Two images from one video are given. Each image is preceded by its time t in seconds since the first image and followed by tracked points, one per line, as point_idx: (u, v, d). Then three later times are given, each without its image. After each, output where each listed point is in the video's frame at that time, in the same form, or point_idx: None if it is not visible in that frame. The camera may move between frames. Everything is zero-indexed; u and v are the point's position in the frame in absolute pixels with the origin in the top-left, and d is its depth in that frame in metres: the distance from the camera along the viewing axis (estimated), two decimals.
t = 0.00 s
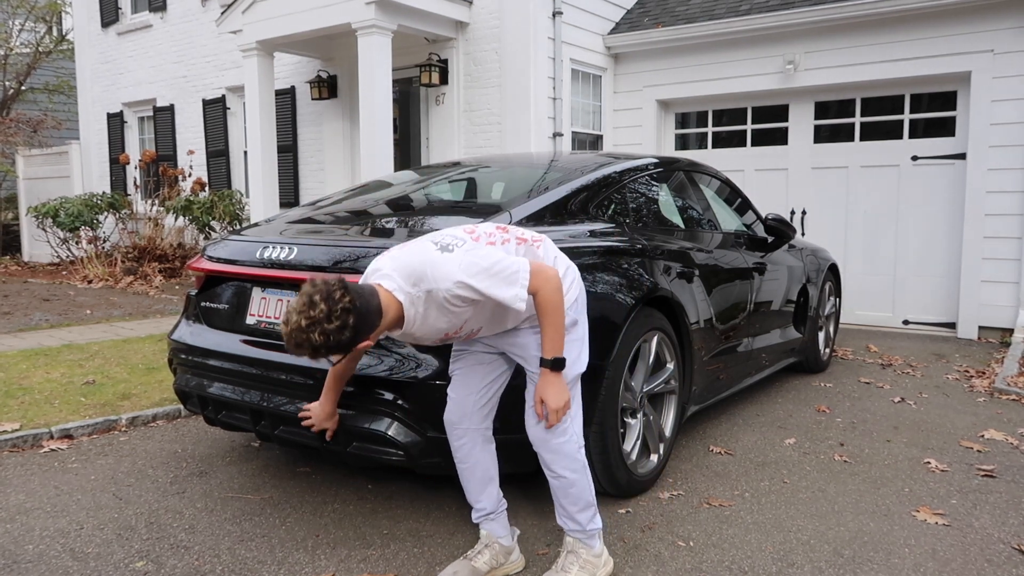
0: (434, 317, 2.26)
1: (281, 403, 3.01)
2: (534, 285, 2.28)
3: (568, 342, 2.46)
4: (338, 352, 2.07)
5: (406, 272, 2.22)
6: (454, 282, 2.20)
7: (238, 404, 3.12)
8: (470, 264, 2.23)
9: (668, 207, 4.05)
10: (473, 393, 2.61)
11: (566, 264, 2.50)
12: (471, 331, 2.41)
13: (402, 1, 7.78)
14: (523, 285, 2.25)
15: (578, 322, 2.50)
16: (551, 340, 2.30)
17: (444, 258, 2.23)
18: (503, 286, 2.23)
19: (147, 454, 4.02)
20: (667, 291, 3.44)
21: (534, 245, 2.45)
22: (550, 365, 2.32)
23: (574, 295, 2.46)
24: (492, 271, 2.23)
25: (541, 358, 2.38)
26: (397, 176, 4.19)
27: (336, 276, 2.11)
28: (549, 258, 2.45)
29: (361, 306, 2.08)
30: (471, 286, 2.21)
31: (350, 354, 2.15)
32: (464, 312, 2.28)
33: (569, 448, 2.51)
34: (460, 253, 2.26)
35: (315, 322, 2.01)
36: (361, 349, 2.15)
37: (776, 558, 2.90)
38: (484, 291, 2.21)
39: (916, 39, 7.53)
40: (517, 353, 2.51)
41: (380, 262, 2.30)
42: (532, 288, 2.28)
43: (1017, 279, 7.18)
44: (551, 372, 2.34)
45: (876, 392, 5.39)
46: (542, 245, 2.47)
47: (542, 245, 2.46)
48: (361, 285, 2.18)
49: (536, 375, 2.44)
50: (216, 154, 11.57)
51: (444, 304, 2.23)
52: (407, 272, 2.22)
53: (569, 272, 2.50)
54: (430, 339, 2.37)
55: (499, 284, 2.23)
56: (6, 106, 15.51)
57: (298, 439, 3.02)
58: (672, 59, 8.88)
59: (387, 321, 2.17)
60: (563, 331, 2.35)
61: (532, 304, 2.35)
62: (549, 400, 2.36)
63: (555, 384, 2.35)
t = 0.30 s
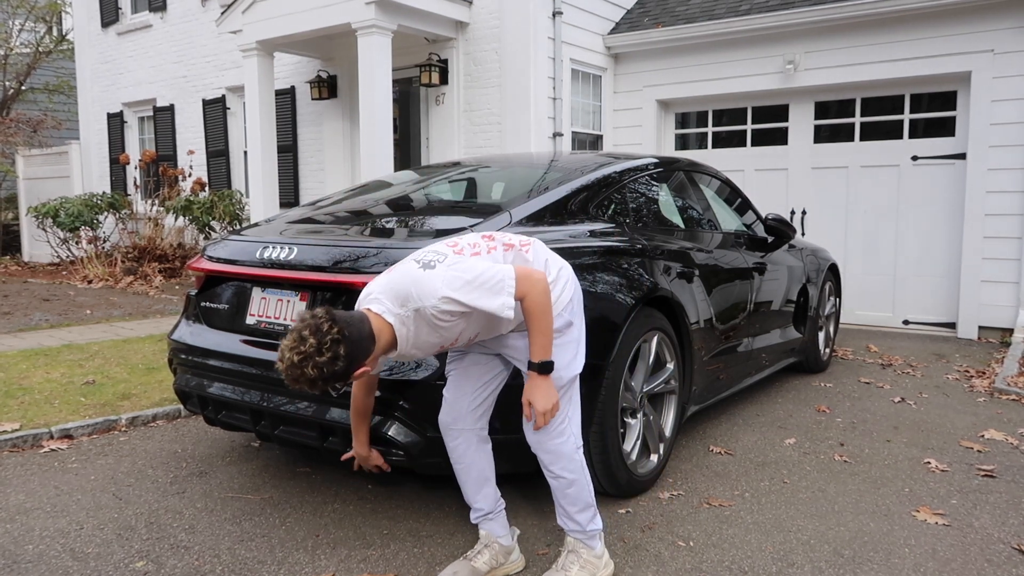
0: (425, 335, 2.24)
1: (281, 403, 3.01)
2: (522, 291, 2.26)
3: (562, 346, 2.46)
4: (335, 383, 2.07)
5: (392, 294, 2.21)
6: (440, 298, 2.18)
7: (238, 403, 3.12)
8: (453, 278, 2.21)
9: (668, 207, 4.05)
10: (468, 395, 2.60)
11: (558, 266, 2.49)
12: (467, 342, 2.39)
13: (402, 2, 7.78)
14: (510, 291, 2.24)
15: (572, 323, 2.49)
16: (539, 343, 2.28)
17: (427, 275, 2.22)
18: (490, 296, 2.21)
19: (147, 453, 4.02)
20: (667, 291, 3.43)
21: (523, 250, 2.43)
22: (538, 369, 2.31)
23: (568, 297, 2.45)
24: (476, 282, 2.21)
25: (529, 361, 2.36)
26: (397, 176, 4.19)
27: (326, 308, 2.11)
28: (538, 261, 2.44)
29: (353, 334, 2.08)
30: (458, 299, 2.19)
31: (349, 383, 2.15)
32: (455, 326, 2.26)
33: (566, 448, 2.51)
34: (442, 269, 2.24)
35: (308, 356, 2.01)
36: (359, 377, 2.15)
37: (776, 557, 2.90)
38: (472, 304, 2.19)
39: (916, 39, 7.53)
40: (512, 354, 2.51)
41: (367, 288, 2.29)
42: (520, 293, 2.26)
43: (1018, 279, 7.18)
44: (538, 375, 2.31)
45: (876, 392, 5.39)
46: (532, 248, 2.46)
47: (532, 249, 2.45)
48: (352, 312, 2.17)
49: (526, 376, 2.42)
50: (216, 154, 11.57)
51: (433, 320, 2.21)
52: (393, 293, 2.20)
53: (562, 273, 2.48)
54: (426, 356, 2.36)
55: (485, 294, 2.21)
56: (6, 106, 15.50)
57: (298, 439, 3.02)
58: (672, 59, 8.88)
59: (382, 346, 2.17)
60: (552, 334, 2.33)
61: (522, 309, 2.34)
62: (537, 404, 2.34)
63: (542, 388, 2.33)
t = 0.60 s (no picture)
0: (418, 308, 2.24)
1: (281, 403, 3.01)
2: (516, 270, 2.26)
3: (559, 344, 2.43)
4: (321, 347, 2.04)
5: (389, 267, 2.23)
6: (434, 269, 2.19)
7: (238, 404, 3.12)
8: (449, 250, 2.22)
9: (668, 207, 4.05)
10: (467, 396, 2.58)
11: (555, 255, 2.48)
12: (460, 323, 2.37)
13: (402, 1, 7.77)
14: (504, 268, 2.24)
15: (570, 319, 2.48)
16: (530, 324, 2.28)
17: (424, 248, 2.24)
18: (484, 271, 2.20)
19: (147, 454, 4.02)
20: (667, 291, 3.43)
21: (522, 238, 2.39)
22: (528, 351, 2.30)
23: (565, 291, 2.45)
24: (471, 255, 2.21)
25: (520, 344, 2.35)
26: (397, 176, 4.19)
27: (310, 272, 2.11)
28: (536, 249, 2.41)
29: (338, 298, 2.06)
30: (451, 271, 2.19)
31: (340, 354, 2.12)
32: (448, 301, 2.25)
33: (567, 443, 2.51)
34: (439, 242, 2.26)
35: (292, 317, 2.00)
36: (350, 348, 2.12)
37: (776, 558, 2.90)
38: (466, 276, 2.19)
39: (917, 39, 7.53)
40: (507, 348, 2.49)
41: (367, 267, 2.32)
42: (514, 273, 2.26)
43: (1018, 279, 7.18)
44: (528, 357, 2.30)
45: (876, 392, 5.39)
46: (532, 235, 2.44)
47: (531, 235, 2.44)
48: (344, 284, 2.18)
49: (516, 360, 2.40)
50: (216, 154, 11.57)
51: (427, 293, 2.22)
52: (389, 266, 2.23)
53: (560, 264, 2.48)
54: (420, 337, 2.35)
55: (480, 268, 2.21)
56: (5, 106, 15.50)
57: (298, 439, 3.02)
58: (672, 59, 8.88)
59: (371, 316, 2.15)
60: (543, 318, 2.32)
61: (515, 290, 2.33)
62: (525, 387, 2.32)
63: (531, 369, 2.31)
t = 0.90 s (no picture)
0: (415, 262, 2.24)
1: (281, 403, 3.02)
2: (519, 246, 2.26)
3: (560, 342, 2.43)
4: (304, 277, 2.08)
5: (393, 216, 2.24)
6: (438, 226, 2.20)
7: (238, 404, 3.12)
8: (455, 210, 2.24)
9: (668, 207, 4.06)
10: (473, 394, 2.58)
11: (563, 253, 2.51)
12: (455, 288, 2.37)
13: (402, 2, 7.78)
14: (508, 239, 2.24)
15: (574, 318, 2.47)
16: (527, 301, 2.27)
17: (431, 205, 2.25)
18: (485, 237, 2.21)
19: (147, 454, 4.02)
20: (667, 291, 3.44)
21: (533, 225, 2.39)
22: (521, 329, 2.28)
23: (569, 288, 2.45)
24: (477, 219, 2.22)
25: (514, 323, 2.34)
26: (397, 176, 4.19)
27: (312, 208, 2.19)
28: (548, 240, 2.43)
29: (328, 232, 2.11)
30: (453, 230, 2.20)
31: (328, 292, 2.14)
32: (447, 262, 2.25)
33: (578, 443, 2.53)
34: (447, 202, 2.28)
35: (276, 243, 2.06)
36: (337, 287, 2.13)
37: (775, 558, 2.91)
38: (467, 237, 2.19)
39: (916, 39, 7.54)
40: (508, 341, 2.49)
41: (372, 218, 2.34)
42: (518, 249, 2.26)
43: (1017, 279, 7.18)
44: (520, 336, 2.29)
45: (876, 391, 5.40)
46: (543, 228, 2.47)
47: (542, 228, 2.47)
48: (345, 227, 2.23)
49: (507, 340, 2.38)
50: (216, 154, 11.57)
51: (426, 249, 2.22)
52: (394, 217, 2.24)
53: (567, 263, 2.50)
54: (411, 294, 2.35)
55: (483, 232, 2.21)
56: (6, 106, 15.51)
57: (298, 439, 3.02)
58: (672, 59, 8.89)
59: (364, 258, 2.15)
60: (541, 301, 2.32)
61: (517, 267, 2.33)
62: (513, 362, 2.29)
63: (521, 349, 2.29)
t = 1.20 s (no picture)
0: (423, 263, 2.24)
1: (281, 403, 3.01)
2: (527, 252, 2.26)
3: (569, 343, 2.44)
4: (316, 274, 2.10)
5: (404, 215, 2.24)
6: (448, 226, 2.20)
7: (238, 403, 3.12)
8: (465, 212, 2.23)
9: (668, 207, 4.05)
10: (485, 392, 2.57)
11: (569, 252, 2.51)
12: (464, 291, 2.37)
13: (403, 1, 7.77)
14: (517, 244, 2.23)
15: (582, 319, 2.48)
16: (536, 306, 2.28)
17: (441, 205, 2.25)
18: (494, 240, 2.20)
19: (147, 453, 4.02)
20: (667, 291, 3.44)
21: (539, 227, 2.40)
22: (531, 335, 2.29)
23: (576, 288, 2.45)
24: (485, 222, 2.22)
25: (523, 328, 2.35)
26: (397, 176, 4.19)
27: (323, 205, 2.21)
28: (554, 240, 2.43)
29: (339, 228, 2.12)
30: (462, 232, 2.20)
31: (340, 288, 2.15)
32: (455, 263, 2.25)
33: (583, 443, 2.53)
34: (457, 203, 2.27)
35: (288, 240, 2.08)
36: (348, 282, 2.14)
37: (775, 558, 2.91)
38: (476, 240, 2.19)
39: (917, 40, 7.54)
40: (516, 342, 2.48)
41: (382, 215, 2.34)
42: (526, 254, 2.26)
43: (1017, 279, 7.18)
44: (530, 342, 2.30)
45: (876, 392, 5.40)
46: (550, 227, 2.47)
47: (549, 227, 2.46)
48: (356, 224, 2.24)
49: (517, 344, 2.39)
50: (216, 154, 11.57)
51: (435, 250, 2.22)
52: (404, 216, 2.24)
53: (574, 262, 2.49)
54: (420, 294, 2.35)
55: (491, 237, 2.20)
56: (5, 106, 15.50)
57: (298, 439, 3.02)
58: (672, 59, 8.89)
59: (374, 254, 2.16)
60: (550, 304, 2.32)
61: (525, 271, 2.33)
62: (524, 368, 2.30)
63: (532, 353, 2.30)
